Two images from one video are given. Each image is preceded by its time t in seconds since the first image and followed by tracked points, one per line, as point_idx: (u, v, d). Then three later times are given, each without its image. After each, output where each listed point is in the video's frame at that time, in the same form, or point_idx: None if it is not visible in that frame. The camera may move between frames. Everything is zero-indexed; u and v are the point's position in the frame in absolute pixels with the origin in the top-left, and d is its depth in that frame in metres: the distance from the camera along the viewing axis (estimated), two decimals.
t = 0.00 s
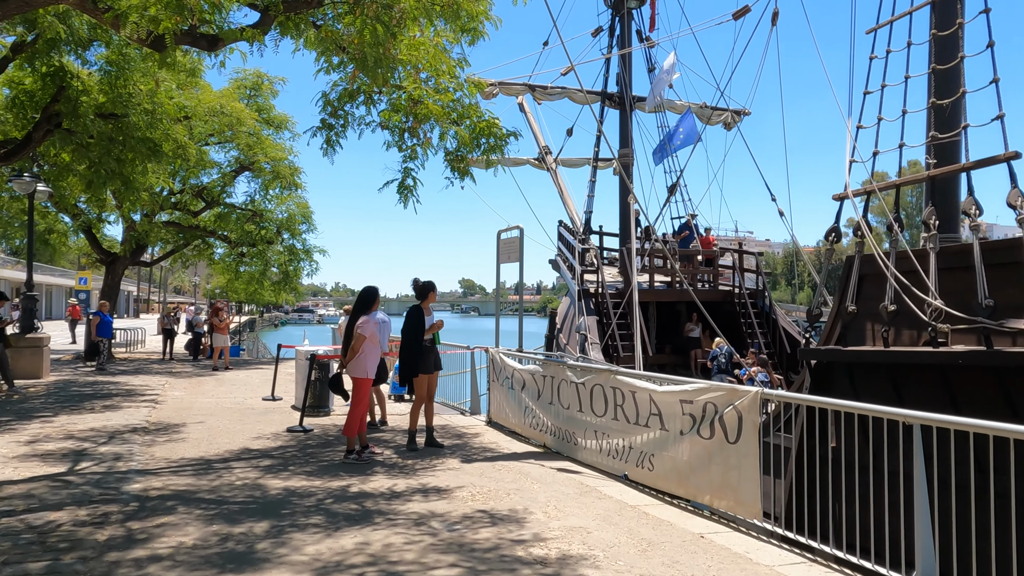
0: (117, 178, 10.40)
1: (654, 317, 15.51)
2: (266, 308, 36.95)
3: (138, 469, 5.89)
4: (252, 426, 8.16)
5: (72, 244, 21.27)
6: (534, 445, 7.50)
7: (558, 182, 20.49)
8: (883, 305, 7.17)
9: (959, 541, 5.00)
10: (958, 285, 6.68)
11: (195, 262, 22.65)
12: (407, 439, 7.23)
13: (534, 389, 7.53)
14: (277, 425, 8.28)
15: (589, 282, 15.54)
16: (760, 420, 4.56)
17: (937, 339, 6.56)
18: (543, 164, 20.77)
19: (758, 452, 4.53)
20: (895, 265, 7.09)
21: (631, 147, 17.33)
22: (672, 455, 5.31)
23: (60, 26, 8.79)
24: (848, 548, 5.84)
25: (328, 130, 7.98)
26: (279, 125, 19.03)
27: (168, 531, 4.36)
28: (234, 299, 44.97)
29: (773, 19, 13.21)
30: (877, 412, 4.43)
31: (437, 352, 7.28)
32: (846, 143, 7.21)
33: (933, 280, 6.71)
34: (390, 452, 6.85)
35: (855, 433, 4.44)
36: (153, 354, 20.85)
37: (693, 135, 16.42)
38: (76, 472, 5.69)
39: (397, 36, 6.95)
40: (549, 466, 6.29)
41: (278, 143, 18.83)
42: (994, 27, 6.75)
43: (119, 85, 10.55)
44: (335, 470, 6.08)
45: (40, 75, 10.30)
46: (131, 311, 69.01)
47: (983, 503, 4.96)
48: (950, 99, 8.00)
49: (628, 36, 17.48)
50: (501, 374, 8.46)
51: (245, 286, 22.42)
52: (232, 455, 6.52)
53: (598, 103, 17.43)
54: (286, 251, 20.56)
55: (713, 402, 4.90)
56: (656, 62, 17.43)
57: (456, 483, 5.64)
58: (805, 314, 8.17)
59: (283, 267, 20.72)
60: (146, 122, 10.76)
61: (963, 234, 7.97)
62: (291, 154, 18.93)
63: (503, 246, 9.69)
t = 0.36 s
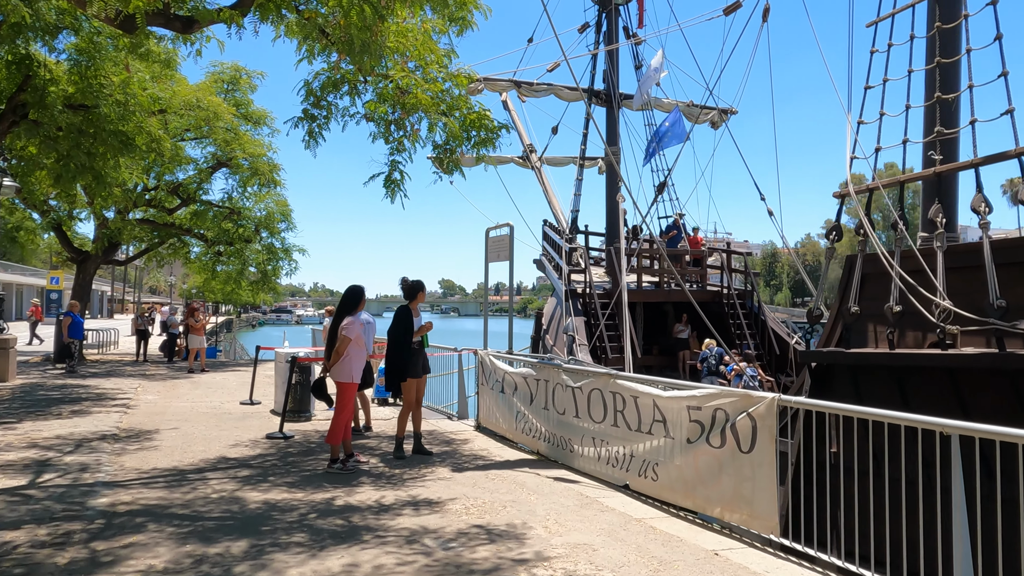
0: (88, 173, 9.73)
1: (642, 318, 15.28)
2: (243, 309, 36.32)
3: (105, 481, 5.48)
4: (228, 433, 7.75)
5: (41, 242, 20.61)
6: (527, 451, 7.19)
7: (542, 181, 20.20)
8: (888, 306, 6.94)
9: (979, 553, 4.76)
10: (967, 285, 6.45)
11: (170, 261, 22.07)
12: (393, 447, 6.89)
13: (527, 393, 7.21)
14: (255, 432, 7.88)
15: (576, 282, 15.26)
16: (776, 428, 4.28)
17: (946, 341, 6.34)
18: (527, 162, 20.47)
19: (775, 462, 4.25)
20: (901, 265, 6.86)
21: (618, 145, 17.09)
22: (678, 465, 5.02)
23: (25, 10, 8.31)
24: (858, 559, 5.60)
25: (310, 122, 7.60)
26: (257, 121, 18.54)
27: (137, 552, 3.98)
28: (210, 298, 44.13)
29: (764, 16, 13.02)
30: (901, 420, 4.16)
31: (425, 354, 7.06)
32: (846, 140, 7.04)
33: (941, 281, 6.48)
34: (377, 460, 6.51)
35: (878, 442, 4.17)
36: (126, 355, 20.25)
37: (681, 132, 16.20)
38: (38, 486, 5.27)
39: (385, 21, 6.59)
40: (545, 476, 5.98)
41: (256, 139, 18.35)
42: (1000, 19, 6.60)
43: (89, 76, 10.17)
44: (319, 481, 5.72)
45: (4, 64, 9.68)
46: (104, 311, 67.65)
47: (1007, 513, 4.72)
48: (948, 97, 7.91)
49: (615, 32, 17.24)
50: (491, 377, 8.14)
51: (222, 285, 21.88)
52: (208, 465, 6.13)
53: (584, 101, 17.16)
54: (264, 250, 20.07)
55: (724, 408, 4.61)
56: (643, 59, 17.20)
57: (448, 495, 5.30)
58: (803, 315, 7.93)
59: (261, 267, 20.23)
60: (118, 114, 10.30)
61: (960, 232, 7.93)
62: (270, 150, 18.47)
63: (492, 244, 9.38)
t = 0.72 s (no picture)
0: (56, 166, 9.05)
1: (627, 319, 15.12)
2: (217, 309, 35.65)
3: (74, 492, 5.11)
4: (205, 438, 7.38)
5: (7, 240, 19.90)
6: (520, 456, 6.93)
7: (524, 179, 19.95)
8: (891, 306, 6.77)
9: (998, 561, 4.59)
10: (972, 284, 6.30)
11: (142, 260, 21.45)
12: (382, 452, 6.58)
13: (520, 396, 6.95)
14: (233, 437, 7.52)
15: (561, 282, 15.02)
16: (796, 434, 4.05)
17: (952, 342, 6.20)
18: (509, 160, 20.18)
19: (795, 470, 4.03)
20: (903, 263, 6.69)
21: (602, 143, 16.88)
22: (686, 472, 4.79)
23: None
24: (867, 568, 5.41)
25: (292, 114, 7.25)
26: (232, 116, 18.05)
27: (110, 574, 3.64)
28: (182, 298, 43.22)
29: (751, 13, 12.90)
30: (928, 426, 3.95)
31: (416, 356, 6.76)
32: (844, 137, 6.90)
33: (946, 280, 6.32)
34: (365, 467, 6.19)
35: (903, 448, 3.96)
36: (95, 357, 19.62)
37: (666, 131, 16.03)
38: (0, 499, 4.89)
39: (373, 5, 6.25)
40: (543, 483, 5.72)
41: (232, 134, 17.86)
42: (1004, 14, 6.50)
43: (58, 65, 9.72)
44: (305, 490, 5.40)
45: None
46: (72, 311, 66.10)
47: None
48: (948, 92, 7.92)
49: (599, 28, 17.03)
50: (481, 380, 7.85)
51: (195, 285, 21.31)
52: (185, 474, 5.77)
53: (568, 98, 16.92)
54: (240, 248, 19.59)
55: (738, 413, 4.39)
56: (627, 56, 17.01)
57: (444, 506, 5.02)
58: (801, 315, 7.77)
59: (236, 266, 19.73)
60: (88, 105, 9.80)
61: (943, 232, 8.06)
62: (245, 145, 17.99)
63: (480, 242, 9.09)
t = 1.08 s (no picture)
0: (22, 160, 8.63)
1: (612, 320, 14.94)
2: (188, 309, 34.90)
3: (43, 510, 4.74)
4: (183, 447, 7.02)
5: None
6: (515, 465, 6.67)
7: (506, 179, 19.69)
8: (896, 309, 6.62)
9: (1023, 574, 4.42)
10: (980, 286, 6.17)
11: (111, 259, 20.82)
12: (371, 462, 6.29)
13: (515, 402, 6.69)
14: (212, 445, 7.16)
15: (546, 283, 14.80)
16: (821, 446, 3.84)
17: (960, 345, 6.06)
18: (490, 159, 19.92)
19: (821, 484, 3.81)
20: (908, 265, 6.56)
21: (586, 142, 16.70)
22: (700, 484, 4.56)
23: None
24: None
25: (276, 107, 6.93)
26: (207, 111, 17.56)
27: None
28: (153, 297, 42.31)
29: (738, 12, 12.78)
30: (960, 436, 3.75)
31: (406, 361, 6.48)
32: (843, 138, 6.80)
33: (953, 282, 6.18)
34: (353, 478, 5.88)
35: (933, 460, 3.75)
36: (62, 359, 18.98)
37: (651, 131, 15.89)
38: None
39: None
40: (543, 494, 5.48)
41: (206, 130, 17.37)
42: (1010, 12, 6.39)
43: (24, 55, 9.26)
44: (292, 505, 5.09)
45: None
46: (38, 312, 64.45)
47: None
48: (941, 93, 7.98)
49: (583, 26, 16.85)
50: (471, 385, 7.57)
51: (167, 285, 20.74)
52: (164, 487, 5.42)
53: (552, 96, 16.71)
54: (214, 247, 19.08)
55: (757, 422, 4.17)
56: (611, 55, 16.85)
57: (443, 521, 4.74)
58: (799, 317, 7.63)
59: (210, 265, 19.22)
60: (56, 97, 9.35)
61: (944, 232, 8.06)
62: (220, 142, 17.51)
63: (468, 242, 8.82)
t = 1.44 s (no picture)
0: None
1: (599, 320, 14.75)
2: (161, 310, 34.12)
3: (14, 522, 4.41)
4: (163, 453, 6.68)
5: None
6: (513, 470, 6.41)
7: (490, 177, 19.43)
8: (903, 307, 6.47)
9: None
10: (991, 284, 6.02)
11: (83, 258, 20.22)
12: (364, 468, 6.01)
13: (513, 405, 6.43)
14: (194, 451, 6.82)
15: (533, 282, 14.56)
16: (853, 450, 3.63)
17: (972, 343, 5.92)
18: (473, 157, 19.64)
19: (853, 490, 3.60)
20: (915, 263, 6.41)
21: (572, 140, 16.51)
22: (718, 491, 4.34)
23: None
24: None
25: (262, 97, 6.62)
26: (183, 106, 17.10)
27: None
28: (124, 297, 41.45)
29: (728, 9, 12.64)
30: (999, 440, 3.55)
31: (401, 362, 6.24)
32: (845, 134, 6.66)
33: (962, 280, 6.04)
34: (346, 485, 5.59)
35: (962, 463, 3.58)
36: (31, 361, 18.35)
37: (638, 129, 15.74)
38: None
39: None
40: (547, 501, 5.23)
41: (182, 125, 16.90)
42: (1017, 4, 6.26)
43: None
44: (284, 514, 4.80)
45: None
46: (4, 313, 62.92)
47: None
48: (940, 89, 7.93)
49: (569, 23, 16.66)
50: (465, 386, 7.30)
51: (141, 284, 20.19)
52: (144, 497, 5.10)
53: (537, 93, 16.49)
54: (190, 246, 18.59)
55: (782, 425, 3.96)
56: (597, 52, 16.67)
57: (446, 531, 4.48)
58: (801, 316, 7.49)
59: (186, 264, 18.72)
60: (27, 86, 8.94)
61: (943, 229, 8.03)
62: (197, 137, 17.05)
63: (460, 240, 8.52)
